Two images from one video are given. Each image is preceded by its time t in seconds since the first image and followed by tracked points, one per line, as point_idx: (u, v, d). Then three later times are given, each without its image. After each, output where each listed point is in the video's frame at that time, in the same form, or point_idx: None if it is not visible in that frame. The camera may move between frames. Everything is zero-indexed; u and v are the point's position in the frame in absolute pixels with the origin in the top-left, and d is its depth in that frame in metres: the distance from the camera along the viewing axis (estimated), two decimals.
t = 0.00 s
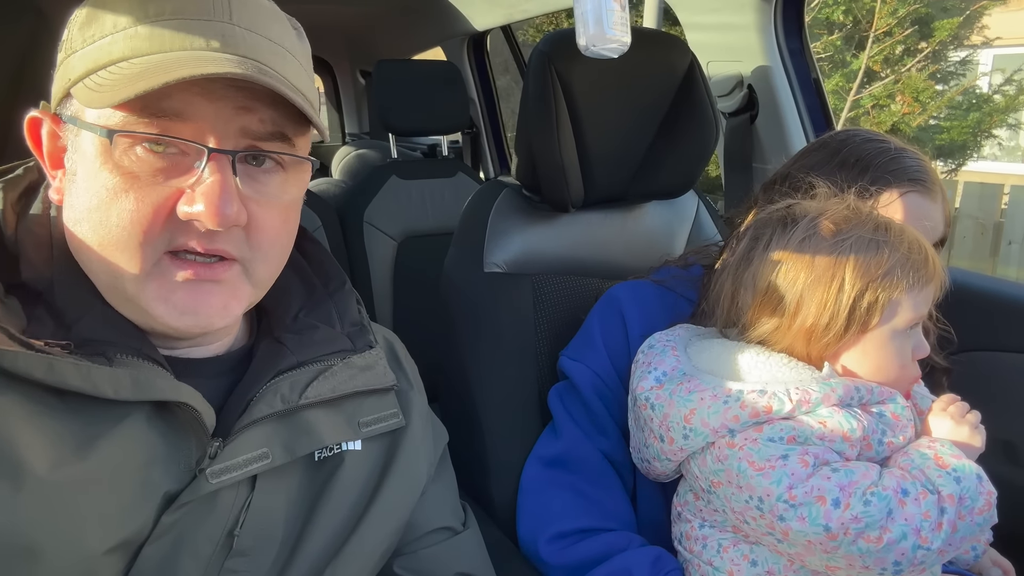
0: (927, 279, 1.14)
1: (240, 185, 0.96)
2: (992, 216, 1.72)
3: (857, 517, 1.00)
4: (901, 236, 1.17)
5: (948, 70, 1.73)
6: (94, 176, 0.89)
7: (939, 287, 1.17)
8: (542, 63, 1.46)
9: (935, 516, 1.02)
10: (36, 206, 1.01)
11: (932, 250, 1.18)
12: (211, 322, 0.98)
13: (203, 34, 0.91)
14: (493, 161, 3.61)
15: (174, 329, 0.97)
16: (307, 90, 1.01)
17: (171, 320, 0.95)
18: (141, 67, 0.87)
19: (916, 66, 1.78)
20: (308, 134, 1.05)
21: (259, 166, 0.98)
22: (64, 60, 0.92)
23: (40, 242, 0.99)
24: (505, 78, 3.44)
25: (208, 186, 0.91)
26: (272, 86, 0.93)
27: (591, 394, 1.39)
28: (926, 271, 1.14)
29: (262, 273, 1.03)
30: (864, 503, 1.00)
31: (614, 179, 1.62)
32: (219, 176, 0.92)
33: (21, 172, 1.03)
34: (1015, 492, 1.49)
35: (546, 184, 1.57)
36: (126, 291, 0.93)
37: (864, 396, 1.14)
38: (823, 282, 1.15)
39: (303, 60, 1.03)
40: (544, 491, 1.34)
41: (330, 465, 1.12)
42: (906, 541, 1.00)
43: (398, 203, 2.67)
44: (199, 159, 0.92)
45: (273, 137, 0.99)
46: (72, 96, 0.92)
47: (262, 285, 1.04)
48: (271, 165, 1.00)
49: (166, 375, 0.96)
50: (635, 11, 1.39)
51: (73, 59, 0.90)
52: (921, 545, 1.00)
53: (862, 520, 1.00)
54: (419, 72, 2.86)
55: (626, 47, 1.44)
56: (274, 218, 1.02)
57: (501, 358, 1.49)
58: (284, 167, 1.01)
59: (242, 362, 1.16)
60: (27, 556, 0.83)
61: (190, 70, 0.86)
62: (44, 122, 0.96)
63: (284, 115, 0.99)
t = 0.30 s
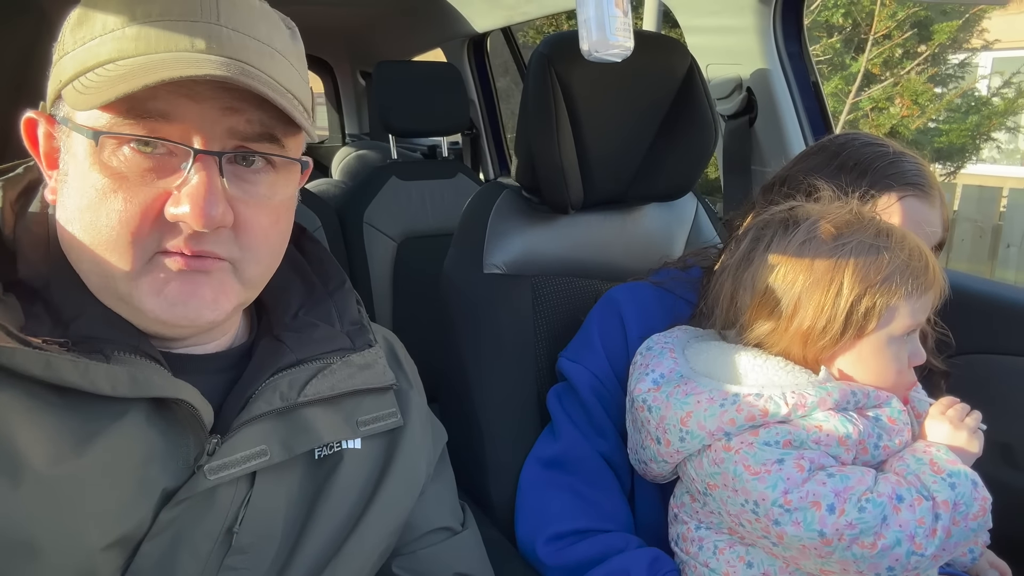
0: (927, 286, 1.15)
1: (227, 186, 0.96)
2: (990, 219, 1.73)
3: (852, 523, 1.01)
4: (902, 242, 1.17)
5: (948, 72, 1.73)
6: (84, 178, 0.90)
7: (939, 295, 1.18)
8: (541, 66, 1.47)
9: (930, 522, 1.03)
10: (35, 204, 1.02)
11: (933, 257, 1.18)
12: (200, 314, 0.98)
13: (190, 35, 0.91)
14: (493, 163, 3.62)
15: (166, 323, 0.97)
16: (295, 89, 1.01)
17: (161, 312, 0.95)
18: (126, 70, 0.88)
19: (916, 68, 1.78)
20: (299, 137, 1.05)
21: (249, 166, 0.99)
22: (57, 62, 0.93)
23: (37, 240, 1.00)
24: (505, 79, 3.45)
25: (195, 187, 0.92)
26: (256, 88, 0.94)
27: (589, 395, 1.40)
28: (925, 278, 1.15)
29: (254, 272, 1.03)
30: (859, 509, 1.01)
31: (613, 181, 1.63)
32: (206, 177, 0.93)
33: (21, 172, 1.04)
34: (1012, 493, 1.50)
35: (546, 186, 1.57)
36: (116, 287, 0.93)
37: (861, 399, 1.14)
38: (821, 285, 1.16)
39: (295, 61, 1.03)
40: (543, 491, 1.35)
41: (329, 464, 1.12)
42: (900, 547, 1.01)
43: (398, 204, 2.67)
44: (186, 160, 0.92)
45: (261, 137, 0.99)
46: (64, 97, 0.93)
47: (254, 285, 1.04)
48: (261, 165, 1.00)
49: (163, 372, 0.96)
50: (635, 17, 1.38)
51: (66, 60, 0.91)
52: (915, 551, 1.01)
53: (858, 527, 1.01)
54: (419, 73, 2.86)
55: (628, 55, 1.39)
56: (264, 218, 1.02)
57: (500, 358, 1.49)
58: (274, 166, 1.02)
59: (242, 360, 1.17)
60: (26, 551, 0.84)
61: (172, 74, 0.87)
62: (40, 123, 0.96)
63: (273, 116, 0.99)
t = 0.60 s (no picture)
0: (930, 294, 1.14)
1: (228, 181, 0.96)
2: (991, 222, 1.74)
3: (854, 532, 1.01)
4: (907, 249, 1.17)
5: (948, 75, 1.73)
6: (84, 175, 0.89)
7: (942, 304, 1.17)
8: (542, 67, 1.47)
9: (932, 531, 1.02)
10: (34, 206, 1.01)
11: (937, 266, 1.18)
12: (200, 315, 0.97)
13: (190, 30, 0.91)
14: (494, 164, 3.62)
15: (167, 325, 0.97)
16: (296, 86, 1.01)
17: (161, 312, 0.95)
18: (126, 64, 0.87)
19: (916, 71, 1.78)
20: (299, 132, 1.05)
21: (249, 161, 0.98)
22: (56, 60, 0.93)
23: (36, 242, 1.00)
24: (505, 80, 3.45)
25: (197, 181, 0.91)
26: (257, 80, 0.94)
27: (590, 398, 1.39)
28: (929, 288, 1.14)
29: (256, 270, 1.02)
30: (861, 518, 1.01)
31: (614, 184, 1.63)
32: (207, 172, 0.92)
33: (21, 172, 1.03)
34: (1013, 497, 1.50)
35: (546, 188, 1.57)
36: (117, 286, 0.93)
37: (863, 405, 1.14)
38: (823, 291, 1.15)
39: (294, 57, 1.03)
40: (542, 495, 1.34)
41: (329, 466, 1.12)
42: (902, 556, 1.01)
43: (398, 205, 2.67)
44: (187, 155, 0.92)
45: (262, 131, 0.99)
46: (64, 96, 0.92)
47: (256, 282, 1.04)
48: (261, 160, 0.99)
49: (161, 374, 0.96)
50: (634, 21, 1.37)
51: (65, 58, 0.91)
52: (917, 560, 1.01)
53: (859, 535, 1.00)
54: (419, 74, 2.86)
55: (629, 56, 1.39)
56: (264, 214, 1.01)
57: (500, 360, 1.49)
58: (275, 162, 1.01)
59: (241, 362, 1.16)
60: (23, 554, 0.84)
61: (173, 66, 0.87)
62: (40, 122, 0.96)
63: (273, 111, 0.99)
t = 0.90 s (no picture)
0: (932, 300, 1.14)
1: (232, 174, 0.96)
2: (991, 224, 1.74)
3: (854, 536, 1.01)
4: (908, 254, 1.16)
5: (948, 78, 1.74)
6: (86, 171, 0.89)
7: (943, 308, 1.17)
8: (543, 68, 1.46)
9: (932, 536, 1.02)
10: (34, 208, 1.01)
11: (939, 270, 1.17)
12: (205, 323, 0.98)
13: (192, 25, 0.91)
14: (495, 166, 3.62)
15: (167, 330, 0.97)
16: (297, 81, 1.01)
17: (162, 320, 0.95)
18: (128, 58, 0.87)
19: (916, 73, 1.79)
20: (300, 127, 1.06)
21: (253, 157, 0.98)
22: (57, 61, 0.93)
23: (37, 245, 1.00)
24: (505, 82, 3.45)
25: (202, 173, 0.92)
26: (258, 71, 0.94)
27: (590, 400, 1.39)
28: (930, 293, 1.14)
29: (257, 267, 1.03)
30: (861, 522, 1.01)
31: (615, 185, 1.63)
32: (210, 167, 0.92)
33: (21, 175, 1.03)
34: (1013, 501, 1.50)
35: (546, 190, 1.57)
36: (118, 289, 0.93)
37: (863, 409, 1.14)
38: (822, 296, 1.15)
39: (293, 53, 1.03)
40: (542, 498, 1.34)
41: (329, 469, 1.12)
42: (902, 561, 1.01)
43: (399, 206, 2.67)
44: (191, 149, 0.92)
45: (263, 125, 0.99)
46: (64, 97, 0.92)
47: (259, 279, 1.04)
48: (264, 155, 1.00)
49: (162, 377, 0.96)
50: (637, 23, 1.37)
51: (65, 59, 0.91)
52: (917, 565, 1.01)
53: (859, 540, 1.00)
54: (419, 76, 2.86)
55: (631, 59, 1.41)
56: (269, 209, 1.01)
57: (500, 362, 1.49)
58: (277, 157, 1.01)
59: (240, 365, 1.16)
60: (23, 556, 0.84)
61: (176, 57, 0.87)
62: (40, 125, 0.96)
63: (275, 104, 1.00)
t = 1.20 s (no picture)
0: (920, 295, 1.13)
1: (233, 175, 0.96)
2: (991, 226, 1.73)
3: (848, 533, 1.00)
4: (893, 251, 1.16)
5: (948, 78, 1.74)
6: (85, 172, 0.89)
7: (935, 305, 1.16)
8: (543, 68, 1.46)
9: (927, 532, 1.02)
10: (34, 208, 1.01)
11: (928, 266, 1.16)
12: (210, 317, 0.97)
13: (191, 25, 0.91)
14: (495, 167, 3.62)
15: (172, 328, 0.97)
16: (297, 80, 1.01)
17: (168, 314, 0.94)
18: (127, 59, 0.87)
19: (917, 75, 1.79)
20: (300, 126, 1.06)
21: (253, 156, 0.98)
22: (56, 62, 0.93)
23: (37, 245, 1.00)
24: (506, 83, 3.46)
25: (202, 173, 0.92)
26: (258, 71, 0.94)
27: (591, 401, 1.39)
28: (917, 290, 1.13)
29: (259, 266, 1.03)
30: (854, 519, 1.01)
31: (614, 185, 1.63)
32: (211, 167, 0.92)
33: (21, 175, 1.03)
34: (1013, 503, 1.49)
35: (546, 190, 1.57)
36: (120, 287, 0.93)
37: (860, 408, 1.13)
38: (805, 297, 1.16)
39: (292, 52, 1.03)
40: (542, 498, 1.34)
41: (329, 469, 1.12)
42: (897, 557, 1.00)
43: (399, 207, 2.67)
44: (191, 149, 0.92)
45: (263, 125, 0.99)
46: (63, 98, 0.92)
47: (262, 277, 1.04)
48: (264, 155, 1.00)
49: (162, 376, 0.96)
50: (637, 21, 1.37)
51: (64, 59, 0.91)
52: (913, 561, 1.01)
53: (853, 536, 1.00)
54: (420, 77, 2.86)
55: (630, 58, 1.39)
56: (271, 208, 1.02)
57: (500, 363, 1.49)
58: (277, 157, 1.01)
59: (240, 365, 1.16)
60: (23, 556, 0.84)
61: (175, 58, 0.87)
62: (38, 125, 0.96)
63: (275, 104, 1.00)
